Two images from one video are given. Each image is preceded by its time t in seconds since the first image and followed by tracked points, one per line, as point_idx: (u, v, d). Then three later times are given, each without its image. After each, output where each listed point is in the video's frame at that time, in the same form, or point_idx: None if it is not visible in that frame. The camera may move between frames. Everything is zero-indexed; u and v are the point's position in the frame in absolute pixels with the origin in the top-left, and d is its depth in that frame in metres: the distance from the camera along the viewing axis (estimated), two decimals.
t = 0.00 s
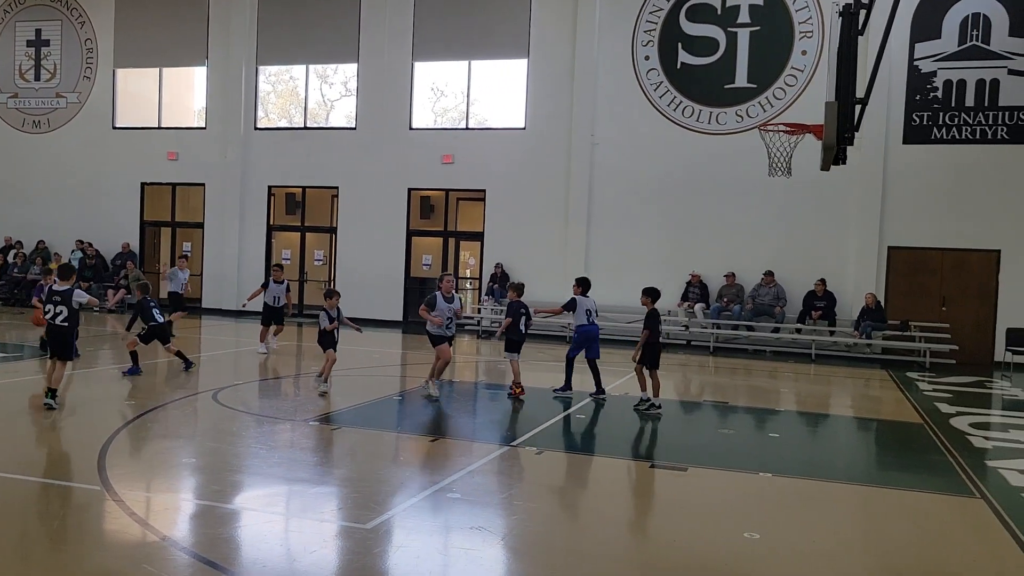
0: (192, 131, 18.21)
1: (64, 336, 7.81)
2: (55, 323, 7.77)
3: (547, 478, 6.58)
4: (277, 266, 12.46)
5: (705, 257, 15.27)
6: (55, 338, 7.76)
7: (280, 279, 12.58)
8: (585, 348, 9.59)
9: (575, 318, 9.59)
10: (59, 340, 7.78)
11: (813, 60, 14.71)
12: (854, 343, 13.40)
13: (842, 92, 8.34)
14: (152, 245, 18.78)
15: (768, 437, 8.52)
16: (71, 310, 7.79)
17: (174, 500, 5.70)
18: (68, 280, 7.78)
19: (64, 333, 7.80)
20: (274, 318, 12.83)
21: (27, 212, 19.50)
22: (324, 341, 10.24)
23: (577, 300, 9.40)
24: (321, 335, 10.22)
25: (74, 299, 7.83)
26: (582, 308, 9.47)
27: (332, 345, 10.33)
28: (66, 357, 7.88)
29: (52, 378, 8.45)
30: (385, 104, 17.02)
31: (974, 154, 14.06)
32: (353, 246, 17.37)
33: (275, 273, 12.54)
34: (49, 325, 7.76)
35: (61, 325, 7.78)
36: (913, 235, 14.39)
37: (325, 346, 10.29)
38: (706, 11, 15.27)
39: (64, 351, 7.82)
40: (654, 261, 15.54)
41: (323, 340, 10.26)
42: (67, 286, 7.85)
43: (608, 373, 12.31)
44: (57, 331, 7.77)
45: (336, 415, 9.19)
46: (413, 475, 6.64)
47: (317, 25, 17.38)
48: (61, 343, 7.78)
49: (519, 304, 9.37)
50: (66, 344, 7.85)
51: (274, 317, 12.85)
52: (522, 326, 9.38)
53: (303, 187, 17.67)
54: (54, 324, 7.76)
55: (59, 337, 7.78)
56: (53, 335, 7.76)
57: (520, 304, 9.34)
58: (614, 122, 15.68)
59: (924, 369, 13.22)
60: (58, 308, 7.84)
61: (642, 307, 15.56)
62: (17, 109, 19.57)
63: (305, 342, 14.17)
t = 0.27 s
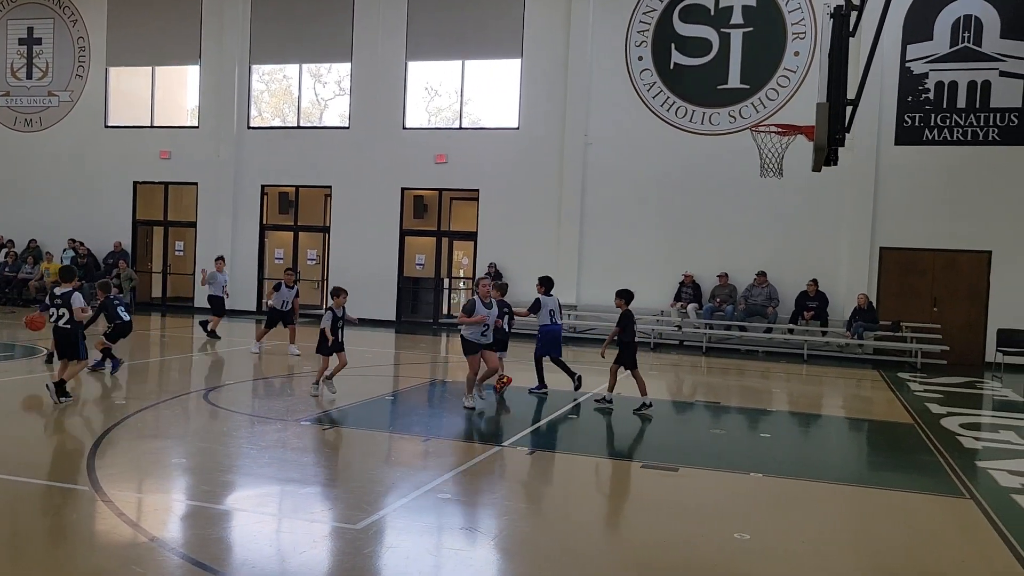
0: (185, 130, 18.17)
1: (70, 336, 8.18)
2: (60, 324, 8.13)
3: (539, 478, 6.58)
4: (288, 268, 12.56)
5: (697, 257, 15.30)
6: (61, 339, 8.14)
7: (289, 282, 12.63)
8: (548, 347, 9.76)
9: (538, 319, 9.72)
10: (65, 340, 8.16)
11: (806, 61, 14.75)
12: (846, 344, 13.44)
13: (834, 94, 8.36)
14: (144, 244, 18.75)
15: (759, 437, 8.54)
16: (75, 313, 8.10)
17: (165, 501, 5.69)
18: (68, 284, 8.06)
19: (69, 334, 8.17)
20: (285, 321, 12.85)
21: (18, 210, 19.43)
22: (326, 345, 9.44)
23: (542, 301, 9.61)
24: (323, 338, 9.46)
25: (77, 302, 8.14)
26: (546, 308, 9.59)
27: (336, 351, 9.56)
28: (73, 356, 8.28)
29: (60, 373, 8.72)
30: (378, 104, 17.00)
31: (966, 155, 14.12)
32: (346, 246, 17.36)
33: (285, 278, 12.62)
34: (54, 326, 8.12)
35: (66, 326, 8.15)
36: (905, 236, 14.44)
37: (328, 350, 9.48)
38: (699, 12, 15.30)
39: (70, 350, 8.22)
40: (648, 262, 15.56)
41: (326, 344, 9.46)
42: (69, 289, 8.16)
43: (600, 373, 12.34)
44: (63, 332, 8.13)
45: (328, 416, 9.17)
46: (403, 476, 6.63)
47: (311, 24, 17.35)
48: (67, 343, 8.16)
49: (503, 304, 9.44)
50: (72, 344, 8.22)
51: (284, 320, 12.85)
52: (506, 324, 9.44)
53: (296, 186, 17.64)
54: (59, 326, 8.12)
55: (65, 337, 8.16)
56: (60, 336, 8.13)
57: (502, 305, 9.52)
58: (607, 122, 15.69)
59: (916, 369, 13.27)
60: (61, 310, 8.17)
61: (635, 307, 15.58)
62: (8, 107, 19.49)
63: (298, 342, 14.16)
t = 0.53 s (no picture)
0: (173, 128, 18.08)
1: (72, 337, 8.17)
2: (63, 326, 8.12)
3: (526, 477, 6.58)
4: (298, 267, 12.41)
5: (686, 256, 15.34)
6: (62, 339, 8.13)
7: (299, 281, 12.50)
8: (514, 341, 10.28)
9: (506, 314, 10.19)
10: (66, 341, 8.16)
11: (794, 61, 14.82)
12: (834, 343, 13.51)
13: (822, 93, 8.40)
14: (131, 242, 18.64)
15: (746, 435, 8.57)
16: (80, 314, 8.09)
17: (152, 499, 5.66)
18: (73, 285, 8.01)
19: (70, 335, 8.16)
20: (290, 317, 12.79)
21: (4, 208, 19.30)
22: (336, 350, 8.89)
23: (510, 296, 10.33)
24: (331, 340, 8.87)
25: (81, 303, 8.11)
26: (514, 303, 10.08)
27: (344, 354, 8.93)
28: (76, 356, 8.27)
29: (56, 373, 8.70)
30: (368, 102, 16.97)
31: (952, 156, 14.22)
32: (335, 244, 17.31)
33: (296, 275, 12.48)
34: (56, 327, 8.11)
35: (68, 326, 8.13)
36: (892, 236, 14.53)
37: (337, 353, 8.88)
38: (689, 12, 15.34)
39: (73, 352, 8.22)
40: (637, 261, 15.59)
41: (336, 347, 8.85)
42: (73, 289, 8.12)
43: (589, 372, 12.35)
44: (66, 333, 8.13)
45: (316, 414, 9.14)
46: (392, 474, 6.61)
47: (300, 22, 17.30)
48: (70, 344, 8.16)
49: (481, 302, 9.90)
50: (75, 345, 8.21)
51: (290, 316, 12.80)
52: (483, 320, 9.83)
53: (285, 184, 17.60)
54: (62, 328, 8.12)
55: (69, 338, 8.15)
56: (61, 337, 8.13)
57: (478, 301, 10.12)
58: (597, 121, 15.72)
59: (902, 369, 13.35)
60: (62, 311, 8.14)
61: (624, 306, 15.61)
62: None
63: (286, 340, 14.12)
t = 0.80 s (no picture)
0: (164, 125, 18.02)
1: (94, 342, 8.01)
2: (85, 330, 7.96)
3: (517, 476, 6.58)
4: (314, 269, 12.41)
5: (678, 256, 15.38)
6: (83, 343, 7.97)
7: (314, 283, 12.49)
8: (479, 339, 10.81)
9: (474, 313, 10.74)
10: (86, 345, 7.99)
11: (786, 61, 14.86)
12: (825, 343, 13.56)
13: (813, 94, 8.43)
14: (122, 239, 18.58)
15: (736, 435, 8.60)
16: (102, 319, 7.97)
17: (142, 497, 5.64)
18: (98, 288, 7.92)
19: (92, 340, 7.99)
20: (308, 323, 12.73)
21: None
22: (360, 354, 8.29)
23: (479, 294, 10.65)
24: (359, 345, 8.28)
25: (105, 307, 7.99)
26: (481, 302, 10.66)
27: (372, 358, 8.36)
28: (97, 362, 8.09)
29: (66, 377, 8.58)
30: (360, 100, 16.95)
31: (943, 157, 14.28)
32: (327, 242, 17.29)
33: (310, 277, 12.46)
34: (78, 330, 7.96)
35: (91, 330, 7.99)
36: (883, 236, 14.59)
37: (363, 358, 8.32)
38: (681, 12, 15.37)
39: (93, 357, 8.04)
40: (629, 260, 15.62)
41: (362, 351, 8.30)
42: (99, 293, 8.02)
43: (580, 371, 12.37)
44: (87, 337, 7.96)
45: (307, 412, 9.12)
46: (383, 473, 6.61)
47: (292, 20, 17.26)
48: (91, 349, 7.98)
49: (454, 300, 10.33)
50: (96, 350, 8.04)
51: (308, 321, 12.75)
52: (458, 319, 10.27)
53: (277, 182, 17.56)
54: (84, 332, 7.96)
55: (90, 342, 7.99)
56: (81, 341, 7.97)
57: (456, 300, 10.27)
58: (590, 120, 15.73)
59: (893, 368, 13.41)
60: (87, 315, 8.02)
61: (616, 305, 15.64)
62: None
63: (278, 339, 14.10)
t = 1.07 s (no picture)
0: (163, 122, 18.01)
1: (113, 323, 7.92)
2: (104, 311, 7.89)
3: (515, 474, 6.59)
4: (343, 267, 12.42)
5: (677, 254, 15.39)
6: (103, 326, 7.87)
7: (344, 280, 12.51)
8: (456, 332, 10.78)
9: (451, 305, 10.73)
10: (106, 328, 7.88)
11: (786, 61, 14.86)
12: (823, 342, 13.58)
13: (813, 93, 8.44)
14: (121, 237, 18.57)
15: (734, 433, 8.62)
16: (120, 300, 7.92)
17: (141, 494, 5.65)
18: (117, 270, 7.90)
19: (111, 322, 7.88)
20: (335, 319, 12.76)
21: None
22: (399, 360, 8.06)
23: (453, 288, 10.64)
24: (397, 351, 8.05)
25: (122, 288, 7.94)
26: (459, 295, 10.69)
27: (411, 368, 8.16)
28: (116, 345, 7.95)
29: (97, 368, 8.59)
30: (360, 98, 16.94)
31: (942, 156, 14.30)
32: (326, 240, 17.29)
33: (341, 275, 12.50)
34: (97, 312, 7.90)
35: (110, 313, 7.91)
36: (881, 236, 14.61)
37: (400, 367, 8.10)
38: (681, 11, 15.37)
39: (113, 338, 7.91)
40: (627, 259, 15.63)
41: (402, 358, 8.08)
42: (117, 276, 8.01)
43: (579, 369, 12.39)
44: (106, 319, 7.87)
45: (306, 410, 9.13)
46: (382, 471, 6.62)
47: (292, 17, 17.25)
48: (110, 330, 7.86)
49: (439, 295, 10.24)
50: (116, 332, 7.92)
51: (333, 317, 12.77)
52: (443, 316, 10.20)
53: (276, 180, 17.56)
54: (104, 313, 7.89)
55: (108, 324, 7.89)
56: (102, 322, 7.87)
57: (439, 296, 10.13)
58: (589, 119, 15.74)
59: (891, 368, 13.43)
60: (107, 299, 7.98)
61: (615, 303, 15.66)
62: None
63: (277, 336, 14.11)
